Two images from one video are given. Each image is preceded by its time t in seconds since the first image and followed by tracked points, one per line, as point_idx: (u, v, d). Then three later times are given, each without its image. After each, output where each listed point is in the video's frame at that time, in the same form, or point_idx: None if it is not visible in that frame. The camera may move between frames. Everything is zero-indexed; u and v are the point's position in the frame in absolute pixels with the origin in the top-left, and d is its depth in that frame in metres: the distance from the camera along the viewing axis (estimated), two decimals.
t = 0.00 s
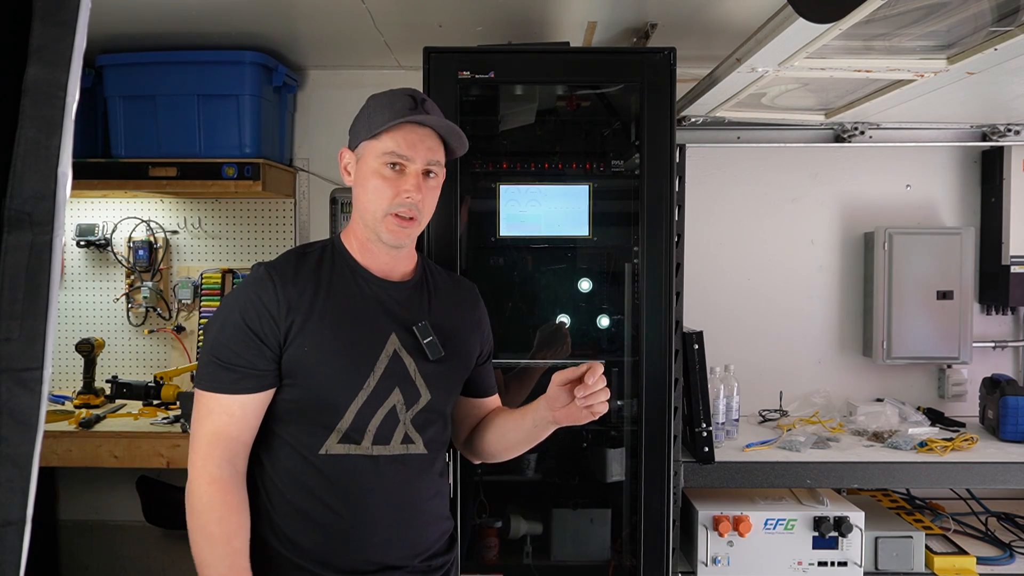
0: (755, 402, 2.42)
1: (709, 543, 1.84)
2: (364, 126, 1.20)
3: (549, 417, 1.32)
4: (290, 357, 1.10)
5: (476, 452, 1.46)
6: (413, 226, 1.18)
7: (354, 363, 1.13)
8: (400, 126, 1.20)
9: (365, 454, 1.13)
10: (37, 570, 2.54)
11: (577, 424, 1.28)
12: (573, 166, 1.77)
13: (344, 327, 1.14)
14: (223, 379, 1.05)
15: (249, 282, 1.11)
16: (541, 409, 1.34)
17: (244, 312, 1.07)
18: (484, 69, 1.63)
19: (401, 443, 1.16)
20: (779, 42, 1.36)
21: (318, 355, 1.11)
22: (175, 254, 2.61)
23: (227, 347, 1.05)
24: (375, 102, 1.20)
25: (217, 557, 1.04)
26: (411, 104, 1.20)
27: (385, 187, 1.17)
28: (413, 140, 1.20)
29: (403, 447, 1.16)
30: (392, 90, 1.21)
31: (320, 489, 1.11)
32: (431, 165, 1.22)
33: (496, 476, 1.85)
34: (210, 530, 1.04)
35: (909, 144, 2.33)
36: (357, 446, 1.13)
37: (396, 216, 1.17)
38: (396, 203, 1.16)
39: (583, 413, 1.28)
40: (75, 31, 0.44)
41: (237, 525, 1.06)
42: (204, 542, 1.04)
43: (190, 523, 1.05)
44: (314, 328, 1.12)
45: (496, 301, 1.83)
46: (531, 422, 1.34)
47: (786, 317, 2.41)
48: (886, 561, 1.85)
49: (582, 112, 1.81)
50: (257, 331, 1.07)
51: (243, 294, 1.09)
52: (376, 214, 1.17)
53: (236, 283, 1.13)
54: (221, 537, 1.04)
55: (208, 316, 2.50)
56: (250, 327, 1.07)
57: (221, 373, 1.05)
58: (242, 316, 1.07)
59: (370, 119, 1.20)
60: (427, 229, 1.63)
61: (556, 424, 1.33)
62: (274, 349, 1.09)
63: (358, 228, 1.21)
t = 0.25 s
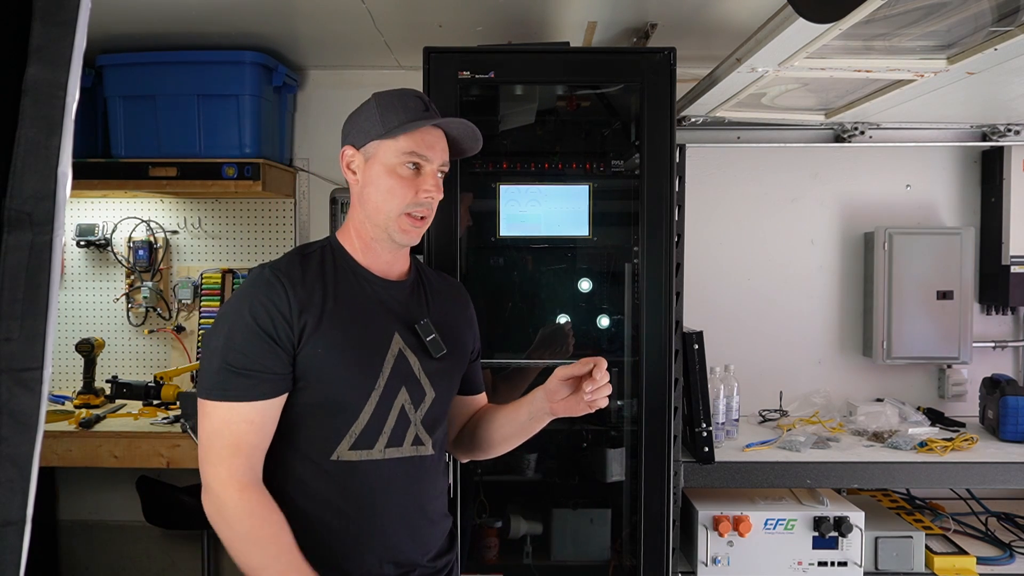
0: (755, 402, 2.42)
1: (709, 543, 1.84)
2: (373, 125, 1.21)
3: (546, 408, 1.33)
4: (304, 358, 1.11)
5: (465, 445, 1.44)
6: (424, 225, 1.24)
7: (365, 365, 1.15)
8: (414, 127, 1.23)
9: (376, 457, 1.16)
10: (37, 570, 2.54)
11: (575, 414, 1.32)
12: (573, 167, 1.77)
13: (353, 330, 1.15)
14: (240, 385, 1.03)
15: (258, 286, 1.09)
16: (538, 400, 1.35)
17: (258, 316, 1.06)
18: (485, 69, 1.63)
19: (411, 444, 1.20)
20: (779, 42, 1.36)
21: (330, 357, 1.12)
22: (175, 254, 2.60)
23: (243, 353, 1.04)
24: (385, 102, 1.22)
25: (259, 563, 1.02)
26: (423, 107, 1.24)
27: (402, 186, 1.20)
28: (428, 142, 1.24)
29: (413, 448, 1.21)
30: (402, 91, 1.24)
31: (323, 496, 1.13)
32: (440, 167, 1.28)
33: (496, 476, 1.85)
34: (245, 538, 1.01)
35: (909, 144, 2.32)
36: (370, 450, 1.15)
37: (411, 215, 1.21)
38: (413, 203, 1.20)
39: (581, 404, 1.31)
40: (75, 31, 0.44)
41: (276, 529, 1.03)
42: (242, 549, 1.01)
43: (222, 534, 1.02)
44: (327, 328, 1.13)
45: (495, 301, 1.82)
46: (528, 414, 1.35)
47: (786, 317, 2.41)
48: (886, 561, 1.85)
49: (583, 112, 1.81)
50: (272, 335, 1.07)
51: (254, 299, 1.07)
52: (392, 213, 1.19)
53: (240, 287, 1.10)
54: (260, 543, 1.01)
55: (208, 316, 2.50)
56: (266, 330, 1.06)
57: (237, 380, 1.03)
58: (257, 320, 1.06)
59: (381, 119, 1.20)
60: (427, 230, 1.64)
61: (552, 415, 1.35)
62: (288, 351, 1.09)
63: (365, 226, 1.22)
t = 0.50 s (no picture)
0: (755, 402, 2.42)
1: (709, 543, 1.84)
2: (360, 125, 1.20)
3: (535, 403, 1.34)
4: (312, 355, 1.10)
5: (453, 442, 1.44)
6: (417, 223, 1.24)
7: (367, 363, 1.16)
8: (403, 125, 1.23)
9: (380, 457, 1.16)
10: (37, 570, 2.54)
11: (562, 410, 1.31)
12: (573, 167, 1.77)
13: (353, 327, 1.16)
14: (254, 387, 1.01)
15: (260, 289, 1.08)
16: (528, 395, 1.36)
17: (264, 318, 1.06)
18: (484, 69, 1.63)
19: (413, 442, 1.22)
20: (779, 42, 1.36)
21: (335, 355, 1.12)
22: (175, 254, 2.60)
23: (253, 357, 1.03)
24: (371, 101, 1.21)
25: (312, 541, 0.95)
26: (409, 105, 1.24)
27: (394, 185, 1.20)
28: (417, 140, 1.24)
29: (415, 447, 1.22)
30: (388, 90, 1.24)
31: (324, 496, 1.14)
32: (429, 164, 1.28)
33: (496, 476, 1.85)
34: (289, 520, 0.96)
35: (909, 144, 2.32)
36: (374, 450, 1.16)
37: (403, 214, 1.21)
38: (404, 202, 1.20)
39: (569, 399, 1.32)
40: (75, 30, 0.44)
41: (319, 499, 0.97)
42: (292, 533, 0.96)
43: (268, 527, 0.97)
44: (332, 327, 1.13)
45: (495, 301, 1.82)
46: (517, 409, 1.36)
47: (785, 316, 2.41)
48: (886, 561, 1.85)
49: (582, 112, 1.80)
50: (280, 335, 1.06)
51: (258, 301, 1.07)
52: (384, 213, 1.19)
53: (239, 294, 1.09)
54: (306, 517, 0.95)
55: (208, 316, 2.50)
56: (274, 331, 1.06)
57: (251, 382, 1.01)
58: (263, 322, 1.05)
59: (368, 119, 1.20)
60: (426, 230, 1.64)
61: (541, 411, 1.36)
62: (297, 349, 1.08)
63: (357, 226, 1.22)
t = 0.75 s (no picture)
0: (755, 402, 2.42)
1: (709, 543, 1.84)
2: (340, 128, 1.22)
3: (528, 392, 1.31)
4: (310, 353, 1.11)
5: (455, 441, 1.43)
6: (403, 222, 1.24)
7: (365, 361, 1.16)
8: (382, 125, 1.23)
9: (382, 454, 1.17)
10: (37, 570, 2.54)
11: (556, 395, 1.29)
12: (573, 167, 1.77)
13: (351, 325, 1.16)
14: (253, 385, 1.01)
15: (256, 288, 1.09)
16: (521, 385, 1.34)
17: (261, 316, 1.06)
18: (484, 69, 1.63)
19: (414, 439, 1.22)
20: (779, 42, 1.36)
21: (333, 354, 1.13)
22: (175, 254, 2.60)
23: (251, 354, 1.03)
24: (350, 102, 1.22)
25: (321, 509, 0.91)
26: (388, 103, 1.23)
27: (374, 186, 1.20)
28: (398, 139, 1.24)
29: (416, 444, 1.22)
30: (367, 89, 1.24)
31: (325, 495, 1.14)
32: (414, 161, 1.27)
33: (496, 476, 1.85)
34: (292, 495, 0.92)
35: (909, 144, 2.32)
36: (376, 448, 1.17)
37: (387, 214, 1.21)
38: (386, 202, 1.20)
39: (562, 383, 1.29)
40: (75, 30, 0.44)
41: (315, 467, 0.94)
42: (301, 508, 0.92)
43: (277, 512, 0.93)
44: (330, 324, 1.14)
45: (495, 301, 1.82)
46: (511, 399, 1.34)
47: (785, 316, 2.41)
48: (886, 561, 1.85)
49: (583, 112, 1.80)
50: (278, 332, 1.07)
51: (255, 300, 1.07)
52: (366, 214, 1.20)
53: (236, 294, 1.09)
54: (306, 487, 0.92)
55: (208, 316, 2.50)
56: (271, 329, 1.06)
57: (249, 379, 1.01)
58: (260, 320, 1.06)
59: (347, 121, 1.21)
60: (426, 230, 1.64)
61: (535, 399, 1.33)
62: (295, 347, 1.09)
63: (345, 228, 1.24)
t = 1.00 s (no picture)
0: (755, 402, 2.42)
1: (709, 543, 1.84)
2: (324, 133, 1.23)
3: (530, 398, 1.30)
4: (306, 353, 1.11)
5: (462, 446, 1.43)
6: (391, 221, 1.23)
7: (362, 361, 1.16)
8: (362, 127, 1.23)
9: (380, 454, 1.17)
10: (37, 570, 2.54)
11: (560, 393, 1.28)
12: (573, 167, 1.77)
13: (347, 324, 1.17)
14: (248, 384, 1.02)
15: (251, 289, 1.10)
16: (521, 390, 1.32)
17: (256, 316, 1.07)
18: (484, 69, 1.63)
19: (413, 439, 1.22)
20: (779, 42, 1.36)
21: (329, 354, 1.13)
22: (175, 254, 2.60)
23: (246, 353, 1.04)
24: (332, 107, 1.23)
25: (315, 501, 0.91)
26: (369, 103, 1.22)
27: (357, 189, 1.21)
28: (378, 139, 1.23)
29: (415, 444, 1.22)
30: (348, 91, 1.24)
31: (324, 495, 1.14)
32: (399, 160, 1.26)
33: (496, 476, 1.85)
34: (286, 489, 0.92)
35: (908, 144, 2.32)
36: (372, 447, 1.17)
37: (373, 215, 1.21)
38: (370, 203, 1.21)
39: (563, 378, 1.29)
40: (75, 30, 0.44)
41: (307, 459, 0.94)
42: (296, 501, 0.92)
43: (272, 507, 0.93)
44: (325, 324, 1.14)
45: (495, 301, 1.82)
46: (514, 405, 1.33)
47: (785, 316, 2.41)
48: (886, 561, 1.85)
49: (583, 112, 1.80)
50: (273, 332, 1.07)
51: (250, 301, 1.08)
52: (352, 217, 1.21)
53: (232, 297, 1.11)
54: (298, 480, 0.92)
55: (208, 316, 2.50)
56: (266, 329, 1.07)
57: (245, 379, 1.02)
58: (255, 319, 1.07)
59: (329, 126, 1.22)
60: (426, 230, 1.64)
61: (539, 401, 1.32)
62: (291, 346, 1.09)
63: (336, 232, 1.25)
